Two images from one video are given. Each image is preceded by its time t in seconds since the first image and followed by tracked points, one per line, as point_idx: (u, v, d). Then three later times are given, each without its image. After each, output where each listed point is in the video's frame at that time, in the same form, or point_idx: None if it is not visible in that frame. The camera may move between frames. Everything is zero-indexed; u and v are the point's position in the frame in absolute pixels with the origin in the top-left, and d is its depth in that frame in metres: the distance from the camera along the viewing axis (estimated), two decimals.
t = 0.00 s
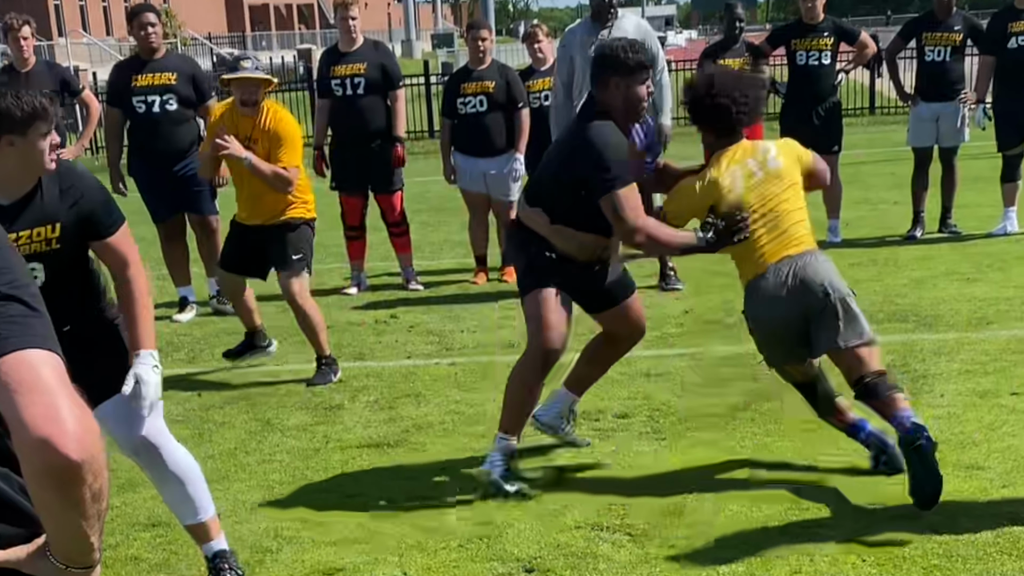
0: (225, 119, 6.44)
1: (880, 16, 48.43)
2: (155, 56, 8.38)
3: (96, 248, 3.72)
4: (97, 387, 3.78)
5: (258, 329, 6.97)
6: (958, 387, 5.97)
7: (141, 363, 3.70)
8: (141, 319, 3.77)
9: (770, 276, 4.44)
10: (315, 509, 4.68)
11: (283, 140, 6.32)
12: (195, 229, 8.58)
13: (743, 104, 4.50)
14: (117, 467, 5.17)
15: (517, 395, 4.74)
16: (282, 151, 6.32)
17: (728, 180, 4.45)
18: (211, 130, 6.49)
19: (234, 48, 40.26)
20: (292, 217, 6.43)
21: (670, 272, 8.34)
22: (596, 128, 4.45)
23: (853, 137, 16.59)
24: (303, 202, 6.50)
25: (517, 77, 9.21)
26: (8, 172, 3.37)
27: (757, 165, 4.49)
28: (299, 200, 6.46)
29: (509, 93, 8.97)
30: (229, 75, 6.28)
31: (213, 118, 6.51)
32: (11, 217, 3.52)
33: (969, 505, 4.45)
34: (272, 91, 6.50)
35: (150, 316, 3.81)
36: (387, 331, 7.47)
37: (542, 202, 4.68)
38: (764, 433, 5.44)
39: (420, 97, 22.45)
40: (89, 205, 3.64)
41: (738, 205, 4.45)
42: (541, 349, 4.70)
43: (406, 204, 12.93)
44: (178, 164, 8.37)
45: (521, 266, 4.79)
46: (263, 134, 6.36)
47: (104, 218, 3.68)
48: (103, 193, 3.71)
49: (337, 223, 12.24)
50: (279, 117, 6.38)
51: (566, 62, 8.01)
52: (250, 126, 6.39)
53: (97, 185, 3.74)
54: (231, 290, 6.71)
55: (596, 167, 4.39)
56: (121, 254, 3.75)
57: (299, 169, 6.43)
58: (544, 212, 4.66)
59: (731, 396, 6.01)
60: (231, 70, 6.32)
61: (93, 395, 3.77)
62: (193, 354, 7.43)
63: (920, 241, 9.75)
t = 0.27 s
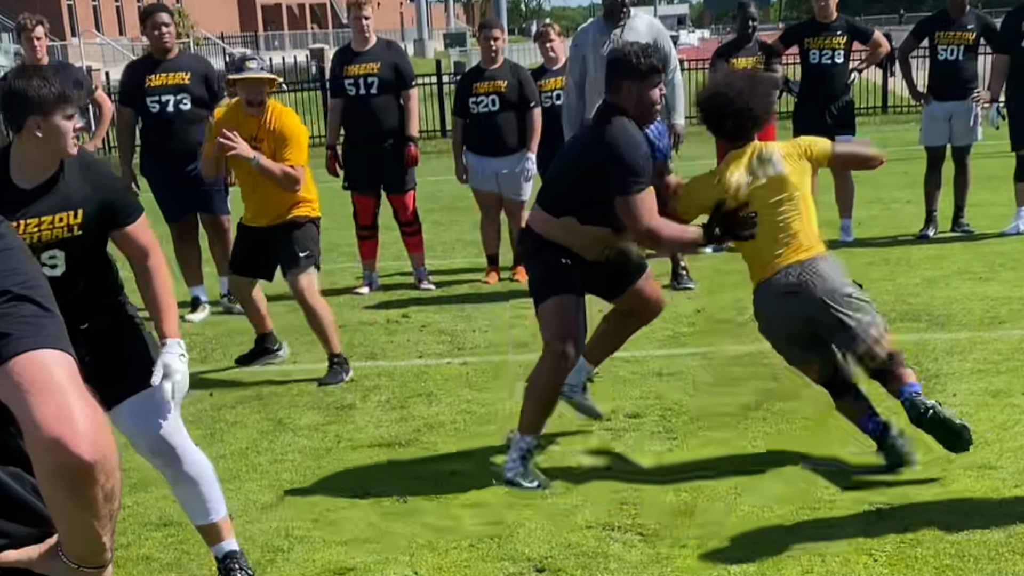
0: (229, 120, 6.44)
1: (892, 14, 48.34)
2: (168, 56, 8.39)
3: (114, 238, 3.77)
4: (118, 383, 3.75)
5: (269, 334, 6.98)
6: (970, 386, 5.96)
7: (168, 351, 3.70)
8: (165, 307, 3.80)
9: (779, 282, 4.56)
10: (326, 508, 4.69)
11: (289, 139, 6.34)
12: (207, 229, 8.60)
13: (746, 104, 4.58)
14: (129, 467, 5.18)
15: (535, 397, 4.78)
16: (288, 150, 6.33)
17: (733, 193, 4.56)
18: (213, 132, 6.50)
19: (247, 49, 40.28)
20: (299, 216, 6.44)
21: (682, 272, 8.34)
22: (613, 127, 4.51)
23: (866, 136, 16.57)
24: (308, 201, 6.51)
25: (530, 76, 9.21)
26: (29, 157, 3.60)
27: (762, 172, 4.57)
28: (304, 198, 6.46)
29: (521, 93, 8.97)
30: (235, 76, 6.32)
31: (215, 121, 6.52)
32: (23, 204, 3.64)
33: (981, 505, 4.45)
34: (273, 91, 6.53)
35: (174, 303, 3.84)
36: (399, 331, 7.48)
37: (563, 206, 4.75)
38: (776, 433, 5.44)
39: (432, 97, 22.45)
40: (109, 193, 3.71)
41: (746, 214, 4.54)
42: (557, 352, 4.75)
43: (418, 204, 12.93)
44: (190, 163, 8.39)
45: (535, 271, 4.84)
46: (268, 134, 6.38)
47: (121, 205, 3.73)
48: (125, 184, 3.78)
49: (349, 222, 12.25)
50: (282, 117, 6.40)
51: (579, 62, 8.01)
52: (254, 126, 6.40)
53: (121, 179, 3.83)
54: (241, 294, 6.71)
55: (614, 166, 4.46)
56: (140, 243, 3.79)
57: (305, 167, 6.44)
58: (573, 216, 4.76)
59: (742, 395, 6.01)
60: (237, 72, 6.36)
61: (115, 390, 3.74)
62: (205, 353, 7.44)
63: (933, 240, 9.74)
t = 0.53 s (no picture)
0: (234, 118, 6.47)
1: (906, 14, 48.28)
2: (183, 56, 8.40)
3: (139, 233, 3.77)
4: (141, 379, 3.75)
5: (286, 341, 6.97)
6: (984, 386, 5.96)
7: (195, 344, 3.83)
8: (191, 303, 3.86)
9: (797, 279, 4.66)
10: (339, 509, 4.70)
11: (295, 139, 6.36)
12: (221, 230, 8.61)
13: (764, 101, 4.63)
14: (142, 468, 5.20)
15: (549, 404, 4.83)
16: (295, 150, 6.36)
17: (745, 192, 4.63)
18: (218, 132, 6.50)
19: (260, 49, 40.34)
20: (304, 214, 6.47)
21: (694, 272, 8.33)
22: (621, 123, 4.61)
23: (879, 136, 16.56)
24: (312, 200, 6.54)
25: (542, 76, 9.22)
26: (59, 146, 3.53)
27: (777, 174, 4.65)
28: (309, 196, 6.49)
29: (534, 93, 8.98)
30: (240, 77, 6.28)
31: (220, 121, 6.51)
32: (51, 193, 3.59)
33: (994, 505, 4.44)
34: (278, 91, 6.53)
35: (199, 297, 3.90)
36: (411, 331, 7.49)
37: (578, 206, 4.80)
38: (788, 433, 5.44)
39: (446, 97, 22.48)
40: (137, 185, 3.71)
41: (755, 206, 4.54)
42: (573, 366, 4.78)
43: (431, 203, 12.95)
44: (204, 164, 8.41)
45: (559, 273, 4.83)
46: (275, 134, 6.40)
47: (145, 196, 3.73)
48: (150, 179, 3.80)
49: (362, 222, 12.27)
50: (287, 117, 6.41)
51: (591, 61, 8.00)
52: (259, 126, 6.41)
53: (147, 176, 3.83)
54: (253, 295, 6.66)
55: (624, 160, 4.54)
56: (164, 239, 3.81)
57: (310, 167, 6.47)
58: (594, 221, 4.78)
59: (754, 395, 6.00)
60: (241, 72, 6.32)
61: (138, 387, 3.74)
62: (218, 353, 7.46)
63: (947, 240, 9.73)
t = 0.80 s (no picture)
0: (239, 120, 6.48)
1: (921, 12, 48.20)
2: (198, 57, 8.41)
3: (168, 226, 3.83)
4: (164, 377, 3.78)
5: (298, 341, 6.99)
6: (998, 386, 5.95)
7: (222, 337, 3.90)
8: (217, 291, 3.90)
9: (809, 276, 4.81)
10: (353, 509, 4.71)
11: (301, 137, 6.39)
12: (236, 229, 8.64)
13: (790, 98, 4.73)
14: (157, 467, 5.21)
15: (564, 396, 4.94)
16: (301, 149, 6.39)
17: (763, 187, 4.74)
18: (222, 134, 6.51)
19: (275, 49, 40.39)
20: (308, 215, 6.51)
21: (708, 271, 8.34)
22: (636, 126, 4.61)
23: (895, 135, 16.54)
24: (315, 200, 6.58)
25: (556, 76, 9.22)
26: (93, 136, 3.62)
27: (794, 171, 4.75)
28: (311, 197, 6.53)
29: (548, 92, 8.98)
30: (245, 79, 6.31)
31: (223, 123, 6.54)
32: (83, 181, 3.65)
33: (1009, 505, 4.44)
34: (282, 92, 6.57)
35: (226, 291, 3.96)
36: (425, 331, 7.50)
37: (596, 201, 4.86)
38: (801, 433, 5.44)
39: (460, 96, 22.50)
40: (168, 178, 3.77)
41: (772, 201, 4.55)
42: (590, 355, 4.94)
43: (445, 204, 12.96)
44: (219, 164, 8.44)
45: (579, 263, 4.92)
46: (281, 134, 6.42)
47: (174, 189, 3.79)
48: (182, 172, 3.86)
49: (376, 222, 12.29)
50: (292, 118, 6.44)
51: (606, 60, 8.00)
52: (264, 127, 6.44)
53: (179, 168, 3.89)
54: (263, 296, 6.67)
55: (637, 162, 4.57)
56: (191, 233, 3.86)
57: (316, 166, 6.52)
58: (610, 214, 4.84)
59: (767, 395, 6.00)
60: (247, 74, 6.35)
61: (161, 385, 3.77)
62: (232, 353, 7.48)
63: (961, 239, 9.72)
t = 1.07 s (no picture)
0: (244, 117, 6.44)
1: (936, 11, 48.12)
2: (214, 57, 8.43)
3: (199, 219, 3.89)
4: (190, 368, 3.75)
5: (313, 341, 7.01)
6: (1012, 385, 5.94)
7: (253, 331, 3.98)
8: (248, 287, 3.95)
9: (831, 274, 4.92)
10: (367, 508, 4.72)
11: (309, 134, 6.46)
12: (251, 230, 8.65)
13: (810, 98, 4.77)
14: (172, 467, 5.23)
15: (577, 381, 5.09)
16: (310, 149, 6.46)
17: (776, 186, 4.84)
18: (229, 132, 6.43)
19: (291, 49, 40.47)
20: (314, 210, 6.54)
21: (723, 270, 8.34)
22: (663, 123, 4.60)
23: (910, 134, 16.52)
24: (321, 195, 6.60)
25: (571, 75, 9.22)
26: (125, 120, 3.73)
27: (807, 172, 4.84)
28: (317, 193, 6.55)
29: (563, 92, 8.98)
30: (253, 76, 6.29)
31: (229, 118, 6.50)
32: (119, 167, 3.76)
33: None
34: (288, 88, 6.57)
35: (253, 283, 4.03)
36: (439, 331, 7.51)
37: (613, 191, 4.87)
38: (816, 432, 5.44)
39: (475, 96, 22.52)
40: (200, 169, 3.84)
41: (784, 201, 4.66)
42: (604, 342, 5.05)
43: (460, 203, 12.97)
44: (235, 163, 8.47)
45: (587, 254, 4.98)
46: (290, 133, 6.46)
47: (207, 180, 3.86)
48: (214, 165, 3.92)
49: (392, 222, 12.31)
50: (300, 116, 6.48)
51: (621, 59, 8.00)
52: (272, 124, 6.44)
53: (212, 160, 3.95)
54: (275, 296, 6.69)
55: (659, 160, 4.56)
56: (221, 227, 3.91)
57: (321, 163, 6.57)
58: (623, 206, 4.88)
59: (782, 394, 6.00)
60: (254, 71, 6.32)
61: (185, 375, 3.74)
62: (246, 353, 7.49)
63: (977, 238, 9.70)
